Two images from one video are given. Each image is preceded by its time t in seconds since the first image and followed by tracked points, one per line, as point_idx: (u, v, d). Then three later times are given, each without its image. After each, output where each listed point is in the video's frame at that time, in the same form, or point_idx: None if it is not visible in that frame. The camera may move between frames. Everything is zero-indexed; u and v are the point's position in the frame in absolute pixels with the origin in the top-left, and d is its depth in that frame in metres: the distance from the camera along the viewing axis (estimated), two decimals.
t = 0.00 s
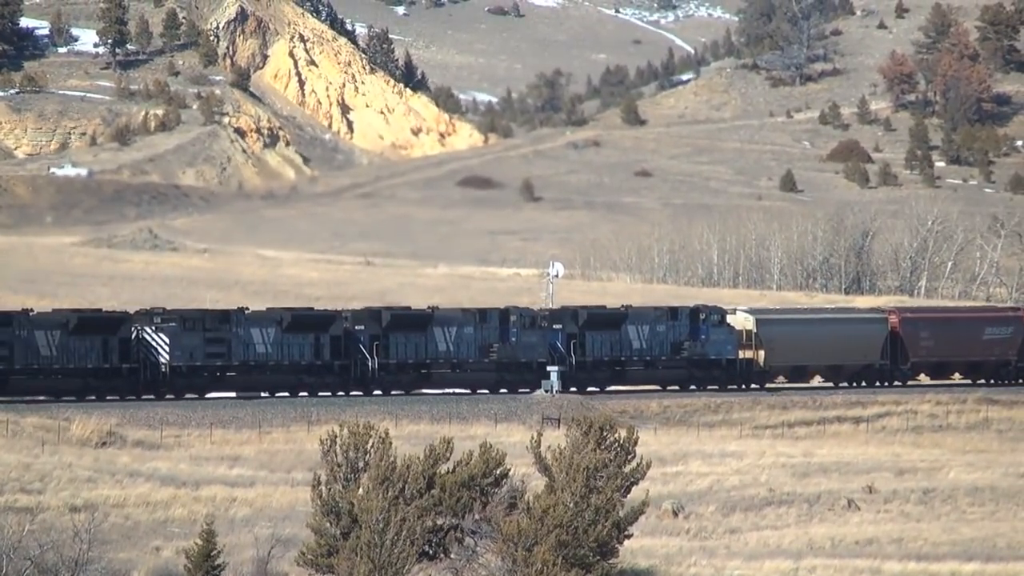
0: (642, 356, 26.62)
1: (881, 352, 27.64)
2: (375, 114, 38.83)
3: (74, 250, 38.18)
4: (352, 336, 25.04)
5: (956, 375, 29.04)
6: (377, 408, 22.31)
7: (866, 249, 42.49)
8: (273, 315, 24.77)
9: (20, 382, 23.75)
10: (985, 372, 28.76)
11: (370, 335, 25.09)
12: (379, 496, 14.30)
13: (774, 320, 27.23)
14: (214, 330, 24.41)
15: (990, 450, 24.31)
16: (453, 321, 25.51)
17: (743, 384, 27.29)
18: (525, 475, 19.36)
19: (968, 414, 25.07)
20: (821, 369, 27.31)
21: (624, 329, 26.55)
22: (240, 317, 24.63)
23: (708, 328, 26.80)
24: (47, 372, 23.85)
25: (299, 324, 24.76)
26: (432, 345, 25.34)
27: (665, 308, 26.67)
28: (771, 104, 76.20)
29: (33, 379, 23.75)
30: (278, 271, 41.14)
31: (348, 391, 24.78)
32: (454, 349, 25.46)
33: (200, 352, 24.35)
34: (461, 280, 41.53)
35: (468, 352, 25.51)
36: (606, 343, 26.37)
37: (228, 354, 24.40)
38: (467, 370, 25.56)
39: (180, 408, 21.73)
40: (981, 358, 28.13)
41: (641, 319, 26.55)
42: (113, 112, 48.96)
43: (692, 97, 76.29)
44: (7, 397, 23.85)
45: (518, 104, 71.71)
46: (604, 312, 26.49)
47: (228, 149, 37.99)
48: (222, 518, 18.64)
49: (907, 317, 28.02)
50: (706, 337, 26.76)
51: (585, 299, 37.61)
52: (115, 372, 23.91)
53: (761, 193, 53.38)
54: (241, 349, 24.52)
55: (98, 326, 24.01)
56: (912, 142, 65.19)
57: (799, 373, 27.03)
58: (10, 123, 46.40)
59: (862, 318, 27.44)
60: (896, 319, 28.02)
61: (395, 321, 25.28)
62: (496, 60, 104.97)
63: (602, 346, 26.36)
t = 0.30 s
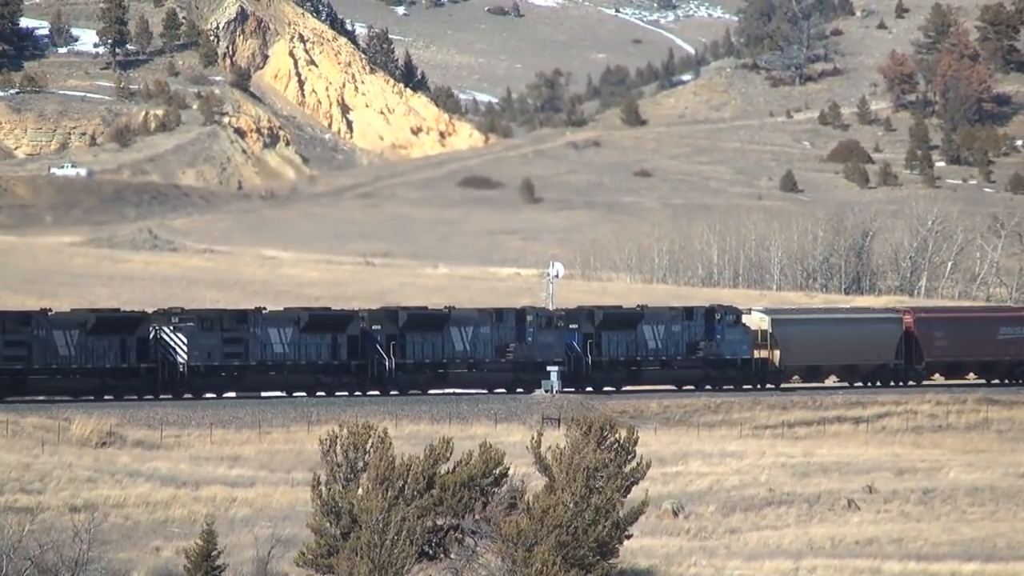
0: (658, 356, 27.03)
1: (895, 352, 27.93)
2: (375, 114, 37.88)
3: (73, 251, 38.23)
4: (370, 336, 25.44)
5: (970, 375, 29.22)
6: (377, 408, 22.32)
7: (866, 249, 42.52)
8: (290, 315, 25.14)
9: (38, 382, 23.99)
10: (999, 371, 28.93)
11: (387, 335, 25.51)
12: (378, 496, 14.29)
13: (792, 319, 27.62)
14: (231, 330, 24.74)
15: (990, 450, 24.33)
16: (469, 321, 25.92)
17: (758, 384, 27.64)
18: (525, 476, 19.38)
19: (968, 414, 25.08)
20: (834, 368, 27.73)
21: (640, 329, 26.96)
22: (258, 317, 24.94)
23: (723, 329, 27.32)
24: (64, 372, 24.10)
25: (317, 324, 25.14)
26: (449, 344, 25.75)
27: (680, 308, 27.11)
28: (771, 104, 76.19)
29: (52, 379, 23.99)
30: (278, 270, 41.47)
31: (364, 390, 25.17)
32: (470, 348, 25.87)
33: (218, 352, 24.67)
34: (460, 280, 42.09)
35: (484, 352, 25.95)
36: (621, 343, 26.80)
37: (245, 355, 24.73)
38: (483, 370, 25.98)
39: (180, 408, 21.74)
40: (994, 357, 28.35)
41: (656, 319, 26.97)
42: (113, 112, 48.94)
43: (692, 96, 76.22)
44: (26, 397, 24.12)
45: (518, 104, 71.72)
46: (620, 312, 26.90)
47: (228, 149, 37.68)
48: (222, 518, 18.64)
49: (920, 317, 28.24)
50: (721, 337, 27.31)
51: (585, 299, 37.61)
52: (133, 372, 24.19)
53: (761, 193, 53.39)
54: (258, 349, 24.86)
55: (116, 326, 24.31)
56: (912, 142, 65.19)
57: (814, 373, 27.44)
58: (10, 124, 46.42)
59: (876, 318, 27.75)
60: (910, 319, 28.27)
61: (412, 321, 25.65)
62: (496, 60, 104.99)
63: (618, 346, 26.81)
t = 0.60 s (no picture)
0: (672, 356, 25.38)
1: (910, 352, 26.42)
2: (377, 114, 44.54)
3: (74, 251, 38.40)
4: (386, 336, 23.89)
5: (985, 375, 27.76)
6: (377, 408, 22.33)
7: (867, 249, 42.44)
8: (308, 314, 23.63)
9: (57, 383, 22.44)
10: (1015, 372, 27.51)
11: (404, 334, 23.96)
12: (378, 496, 14.25)
13: (806, 319, 26.04)
14: (249, 330, 23.23)
15: (990, 450, 24.28)
16: (486, 321, 24.37)
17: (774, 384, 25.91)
18: (525, 476, 19.38)
19: (968, 414, 25.07)
20: (850, 368, 26.15)
21: (655, 329, 25.32)
22: (274, 316, 23.44)
23: (739, 329, 25.58)
24: (82, 372, 22.59)
25: (334, 323, 23.60)
26: (466, 344, 24.23)
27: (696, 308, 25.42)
28: (771, 104, 76.19)
29: (70, 379, 22.43)
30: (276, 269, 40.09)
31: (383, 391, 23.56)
32: (488, 348, 24.31)
33: (236, 352, 23.15)
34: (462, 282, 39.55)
35: (502, 352, 24.36)
36: (637, 344, 25.13)
37: (263, 354, 23.21)
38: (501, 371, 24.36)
39: (180, 408, 21.80)
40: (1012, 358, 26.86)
41: (672, 319, 25.32)
42: (112, 112, 48.79)
43: (692, 97, 76.22)
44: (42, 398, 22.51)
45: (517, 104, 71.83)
46: (635, 311, 25.26)
47: (228, 148, 43.17)
48: (222, 517, 18.64)
49: (935, 317, 26.74)
50: (737, 337, 25.58)
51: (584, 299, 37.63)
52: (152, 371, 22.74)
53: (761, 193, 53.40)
54: (275, 349, 23.33)
55: (136, 325, 22.90)
56: (912, 142, 65.18)
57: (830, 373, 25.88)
58: (11, 125, 46.59)
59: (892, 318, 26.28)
60: (924, 319, 26.74)
61: (429, 321, 24.12)
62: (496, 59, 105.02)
63: (634, 345, 25.13)
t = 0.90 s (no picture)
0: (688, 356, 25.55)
1: (926, 352, 26.38)
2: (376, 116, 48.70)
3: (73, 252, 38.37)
4: (403, 335, 24.01)
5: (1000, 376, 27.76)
6: (378, 408, 22.34)
7: (867, 249, 42.44)
8: (325, 314, 23.74)
9: (74, 383, 22.54)
10: None
11: (421, 334, 24.08)
12: (378, 496, 14.25)
13: (820, 319, 26.09)
14: (267, 330, 23.34)
15: (990, 450, 24.25)
16: (502, 321, 24.51)
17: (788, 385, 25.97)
18: (525, 476, 19.38)
19: (968, 414, 25.08)
20: (864, 368, 26.17)
21: (671, 329, 25.49)
22: (292, 316, 23.56)
23: (754, 329, 25.71)
24: (101, 372, 22.74)
25: (351, 323, 23.71)
26: (483, 344, 24.33)
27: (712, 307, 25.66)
28: (771, 104, 76.19)
29: (88, 379, 22.56)
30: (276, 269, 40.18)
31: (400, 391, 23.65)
32: (504, 348, 24.44)
33: (254, 352, 23.27)
34: (460, 282, 39.69)
35: (518, 352, 24.51)
36: (654, 343, 25.30)
37: (281, 354, 23.33)
38: (516, 370, 24.50)
39: (180, 409, 21.80)
40: None
41: (689, 318, 25.51)
42: (113, 112, 48.87)
43: (692, 97, 76.26)
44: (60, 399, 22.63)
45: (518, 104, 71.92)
46: (651, 311, 25.44)
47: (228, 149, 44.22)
48: (222, 517, 18.64)
49: (949, 316, 26.87)
50: (753, 337, 25.72)
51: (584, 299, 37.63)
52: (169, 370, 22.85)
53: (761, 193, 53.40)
54: (293, 349, 23.45)
55: (153, 325, 23.07)
56: (912, 142, 65.17)
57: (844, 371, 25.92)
58: (10, 124, 46.57)
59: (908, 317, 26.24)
60: (938, 318, 26.87)
61: (447, 321, 24.22)
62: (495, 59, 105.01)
63: (649, 345, 25.28)
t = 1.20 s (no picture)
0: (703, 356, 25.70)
1: (940, 352, 26.67)
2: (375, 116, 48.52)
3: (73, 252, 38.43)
4: (420, 335, 24.11)
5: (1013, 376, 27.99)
6: (377, 408, 22.34)
7: (867, 249, 42.43)
8: (343, 314, 23.78)
9: (93, 382, 22.53)
10: None
11: (437, 334, 24.21)
12: (378, 496, 14.25)
13: (836, 319, 26.25)
14: (285, 329, 23.39)
15: (990, 450, 24.26)
16: (518, 321, 24.66)
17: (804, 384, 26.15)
18: (525, 476, 19.38)
19: (968, 414, 25.10)
20: (881, 368, 26.35)
21: (686, 329, 25.63)
22: (309, 315, 23.61)
23: (770, 328, 25.82)
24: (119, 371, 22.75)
25: (368, 323, 23.77)
26: (499, 344, 24.47)
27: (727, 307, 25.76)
28: (771, 104, 76.15)
29: (106, 379, 22.55)
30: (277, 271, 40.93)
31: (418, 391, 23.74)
32: (520, 348, 24.60)
33: (271, 352, 23.33)
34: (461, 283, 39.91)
35: (533, 352, 24.64)
36: (669, 343, 25.45)
37: (298, 353, 23.37)
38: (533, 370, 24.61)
39: (180, 410, 21.81)
40: None
41: (704, 318, 25.63)
42: (113, 113, 48.85)
43: (691, 97, 76.25)
44: (77, 399, 22.65)
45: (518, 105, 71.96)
46: (666, 311, 25.56)
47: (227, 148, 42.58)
48: (222, 517, 18.64)
49: (964, 316, 27.02)
50: (768, 337, 25.84)
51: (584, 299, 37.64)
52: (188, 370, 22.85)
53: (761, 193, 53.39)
54: (310, 348, 23.48)
55: (171, 325, 23.01)
56: (912, 142, 65.19)
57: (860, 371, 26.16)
58: (10, 124, 46.67)
59: (922, 317, 26.51)
60: (953, 318, 27.01)
61: (463, 320, 24.33)
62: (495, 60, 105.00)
63: (664, 345, 25.42)
